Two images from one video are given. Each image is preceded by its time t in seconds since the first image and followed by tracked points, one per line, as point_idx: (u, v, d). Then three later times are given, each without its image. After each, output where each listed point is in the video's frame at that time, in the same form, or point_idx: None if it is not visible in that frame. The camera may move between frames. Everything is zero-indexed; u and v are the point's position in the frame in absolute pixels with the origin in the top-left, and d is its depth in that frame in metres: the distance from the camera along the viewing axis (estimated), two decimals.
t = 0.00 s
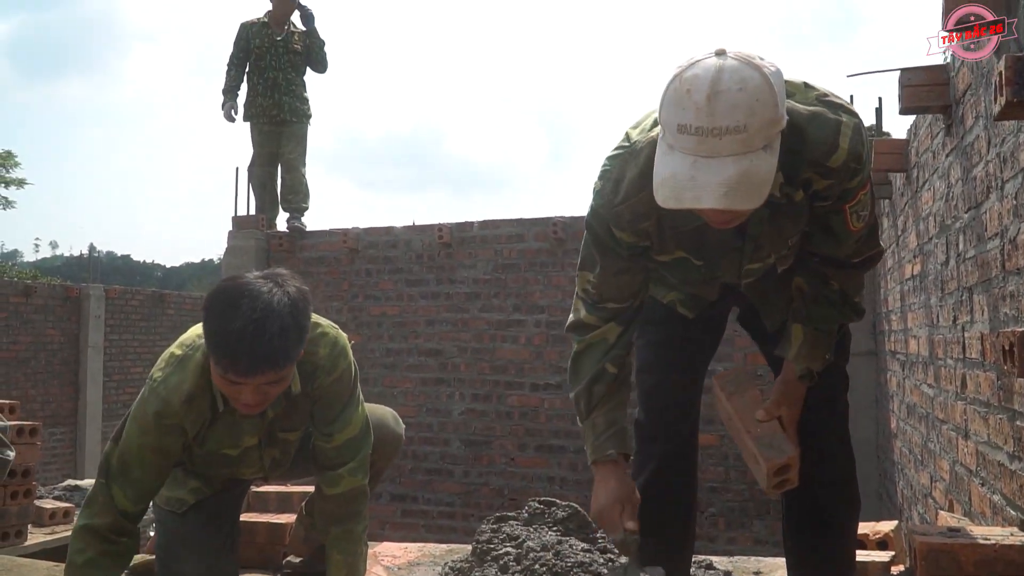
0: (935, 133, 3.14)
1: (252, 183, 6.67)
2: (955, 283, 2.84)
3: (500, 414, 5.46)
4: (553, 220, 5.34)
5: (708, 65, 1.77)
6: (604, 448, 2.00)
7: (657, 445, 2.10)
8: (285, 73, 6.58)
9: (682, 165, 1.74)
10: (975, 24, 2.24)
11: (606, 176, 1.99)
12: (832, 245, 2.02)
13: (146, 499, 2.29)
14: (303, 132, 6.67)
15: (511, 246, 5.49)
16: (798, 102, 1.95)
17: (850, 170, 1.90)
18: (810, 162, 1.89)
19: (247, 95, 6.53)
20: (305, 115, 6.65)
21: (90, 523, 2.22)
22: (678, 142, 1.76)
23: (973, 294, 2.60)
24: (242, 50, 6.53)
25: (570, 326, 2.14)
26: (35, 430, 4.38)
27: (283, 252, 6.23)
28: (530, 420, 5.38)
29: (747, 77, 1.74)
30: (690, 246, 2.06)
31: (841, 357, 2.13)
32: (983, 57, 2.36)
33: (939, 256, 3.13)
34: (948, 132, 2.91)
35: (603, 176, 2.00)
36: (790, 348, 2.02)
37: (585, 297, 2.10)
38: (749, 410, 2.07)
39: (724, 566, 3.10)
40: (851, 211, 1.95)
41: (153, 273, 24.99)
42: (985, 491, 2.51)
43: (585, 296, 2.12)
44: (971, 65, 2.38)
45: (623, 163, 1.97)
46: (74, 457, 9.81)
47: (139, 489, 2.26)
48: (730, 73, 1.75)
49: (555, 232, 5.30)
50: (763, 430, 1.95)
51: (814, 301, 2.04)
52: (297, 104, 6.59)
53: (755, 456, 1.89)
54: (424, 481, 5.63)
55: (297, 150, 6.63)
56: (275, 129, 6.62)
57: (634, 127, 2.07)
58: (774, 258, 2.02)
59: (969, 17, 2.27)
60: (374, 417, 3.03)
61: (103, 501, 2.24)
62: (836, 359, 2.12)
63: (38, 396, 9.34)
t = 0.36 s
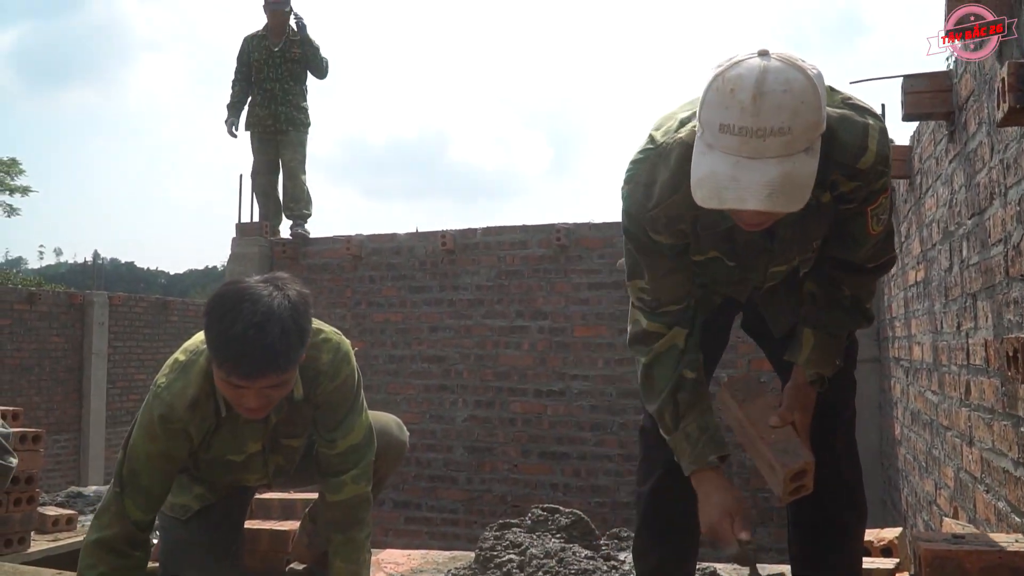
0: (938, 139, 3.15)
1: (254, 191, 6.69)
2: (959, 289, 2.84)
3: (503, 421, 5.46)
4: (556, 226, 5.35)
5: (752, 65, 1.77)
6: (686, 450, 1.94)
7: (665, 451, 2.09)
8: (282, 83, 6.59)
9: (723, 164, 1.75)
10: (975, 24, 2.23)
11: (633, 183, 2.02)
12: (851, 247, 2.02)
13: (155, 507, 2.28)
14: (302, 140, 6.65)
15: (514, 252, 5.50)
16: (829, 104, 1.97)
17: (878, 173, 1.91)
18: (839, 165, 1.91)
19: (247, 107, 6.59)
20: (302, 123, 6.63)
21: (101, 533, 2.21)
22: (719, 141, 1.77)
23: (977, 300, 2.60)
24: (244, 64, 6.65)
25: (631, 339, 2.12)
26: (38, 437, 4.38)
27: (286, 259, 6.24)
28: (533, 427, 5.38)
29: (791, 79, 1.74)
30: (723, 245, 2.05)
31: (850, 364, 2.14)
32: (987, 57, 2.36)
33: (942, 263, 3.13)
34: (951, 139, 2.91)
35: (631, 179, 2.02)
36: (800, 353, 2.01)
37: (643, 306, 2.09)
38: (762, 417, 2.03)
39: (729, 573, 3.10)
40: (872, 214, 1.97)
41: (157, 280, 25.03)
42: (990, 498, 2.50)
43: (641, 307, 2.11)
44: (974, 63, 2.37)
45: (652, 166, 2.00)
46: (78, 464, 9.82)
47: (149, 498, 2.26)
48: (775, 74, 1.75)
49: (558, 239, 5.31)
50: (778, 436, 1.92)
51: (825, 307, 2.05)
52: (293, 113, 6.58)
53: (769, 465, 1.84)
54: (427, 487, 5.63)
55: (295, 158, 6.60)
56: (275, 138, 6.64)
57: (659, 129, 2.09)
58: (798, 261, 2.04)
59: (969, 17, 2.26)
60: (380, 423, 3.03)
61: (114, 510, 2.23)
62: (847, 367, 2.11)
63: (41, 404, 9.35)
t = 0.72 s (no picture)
0: (941, 145, 3.14)
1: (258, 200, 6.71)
2: (963, 295, 2.83)
3: (507, 428, 5.45)
4: (559, 234, 5.36)
5: (821, 37, 1.67)
6: (677, 409, 1.79)
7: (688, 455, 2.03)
8: (279, 93, 6.59)
9: (784, 136, 1.64)
10: (975, 24, 2.22)
11: (671, 137, 1.89)
12: (881, 253, 2.01)
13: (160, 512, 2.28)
14: (302, 149, 6.65)
15: (517, 259, 5.50)
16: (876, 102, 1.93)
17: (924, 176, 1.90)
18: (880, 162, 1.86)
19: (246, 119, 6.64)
20: (300, 132, 6.62)
21: (106, 539, 2.20)
22: (781, 113, 1.65)
23: (982, 306, 2.59)
24: (244, 78, 6.71)
25: (617, 288, 1.91)
26: (42, 445, 4.38)
27: (290, 267, 6.26)
28: (537, 434, 5.37)
29: (861, 55, 1.65)
30: (751, 228, 1.95)
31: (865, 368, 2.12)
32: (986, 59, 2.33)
33: (946, 268, 3.12)
34: (955, 145, 2.91)
35: (670, 135, 1.89)
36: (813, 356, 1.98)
37: (639, 258, 1.90)
38: (773, 419, 1.99)
39: None
40: (911, 219, 1.97)
41: (161, 289, 25.08)
42: (996, 504, 2.49)
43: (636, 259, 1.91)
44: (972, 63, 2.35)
45: (694, 127, 1.88)
46: (83, 473, 9.84)
47: (154, 503, 2.26)
48: (844, 48, 1.65)
49: (561, 246, 5.32)
50: (787, 438, 1.88)
51: (844, 312, 2.02)
52: (290, 122, 6.58)
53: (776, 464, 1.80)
54: (431, 495, 5.62)
55: (294, 166, 6.59)
56: (275, 147, 6.65)
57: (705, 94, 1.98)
58: (826, 259, 2.00)
59: (969, 18, 2.24)
60: (383, 431, 3.03)
61: (120, 515, 2.22)
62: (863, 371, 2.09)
63: (46, 412, 9.37)
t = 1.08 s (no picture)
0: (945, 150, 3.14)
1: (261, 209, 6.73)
2: (967, 300, 2.83)
3: (511, 435, 5.45)
4: (562, 240, 5.36)
5: (855, 37, 1.67)
6: (633, 421, 1.86)
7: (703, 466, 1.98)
8: (282, 101, 6.61)
9: (808, 134, 1.65)
10: (975, 23, 2.24)
11: (699, 135, 1.88)
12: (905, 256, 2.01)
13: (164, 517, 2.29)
14: (303, 156, 6.66)
15: (521, 266, 5.51)
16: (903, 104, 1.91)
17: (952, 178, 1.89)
18: (902, 166, 1.85)
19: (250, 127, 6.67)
20: (302, 139, 6.64)
21: (110, 543, 2.21)
22: (807, 112, 1.66)
23: (985, 311, 2.59)
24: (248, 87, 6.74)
25: (625, 283, 2.01)
26: (45, 454, 4.38)
27: (294, 275, 6.27)
28: (541, 441, 5.37)
29: (892, 58, 1.65)
30: (774, 228, 1.92)
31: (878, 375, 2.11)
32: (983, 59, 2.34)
33: (950, 274, 3.12)
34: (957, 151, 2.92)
35: (697, 133, 1.88)
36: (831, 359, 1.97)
37: (652, 260, 1.99)
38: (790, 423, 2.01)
39: None
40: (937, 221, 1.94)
41: (165, 297, 25.13)
42: (1001, 510, 2.48)
43: (648, 259, 2.01)
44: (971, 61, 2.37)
45: (724, 127, 1.88)
46: (87, 481, 9.85)
47: (156, 508, 2.27)
48: (877, 49, 1.65)
49: (564, 252, 5.32)
50: (807, 442, 1.90)
51: (863, 318, 2.02)
52: (292, 129, 6.60)
53: (795, 466, 1.83)
54: (435, 503, 5.61)
55: (295, 174, 6.60)
56: (278, 155, 6.67)
57: (731, 93, 1.98)
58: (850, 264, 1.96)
59: (970, 18, 2.26)
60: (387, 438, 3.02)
61: (123, 521, 2.23)
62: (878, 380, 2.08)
63: (49, 421, 9.39)
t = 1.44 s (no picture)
0: (946, 157, 3.14)
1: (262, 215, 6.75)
2: (967, 307, 2.83)
3: (512, 442, 5.44)
4: (563, 246, 5.37)
5: (833, 61, 1.68)
6: (644, 428, 1.80)
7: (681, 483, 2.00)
8: (285, 104, 6.62)
9: (795, 161, 1.65)
10: (976, 24, 2.19)
11: (674, 149, 1.88)
12: (879, 269, 2.05)
13: (156, 498, 2.34)
14: (306, 161, 6.66)
15: (521, 273, 5.51)
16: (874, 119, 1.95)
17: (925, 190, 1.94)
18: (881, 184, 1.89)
19: (253, 129, 6.70)
20: (306, 143, 6.64)
21: (104, 509, 2.28)
22: (792, 138, 1.66)
23: (985, 318, 2.59)
24: (260, 91, 6.78)
25: (602, 296, 1.92)
26: (44, 461, 4.37)
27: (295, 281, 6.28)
28: (542, 448, 5.36)
29: (872, 81, 1.67)
30: (752, 243, 1.94)
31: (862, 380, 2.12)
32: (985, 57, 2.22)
33: (950, 280, 3.12)
34: (957, 157, 2.92)
35: (672, 147, 1.89)
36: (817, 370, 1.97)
37: (627, 267, 1.90)
38: (779, 434, 1.98)
39: None
40: (910, 232, 1.99)
41: (166, 303, 25.15)
42: (1002, 517, 2.48)
43: (624, 269, 1.92)
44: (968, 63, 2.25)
45: (698, 141, 1.88)
46: (86, 488, 9.84)
47: (150, 489, 2.30)
48: (856, 74, 1.67)
49: (565, 259, 5.32)
50: (798, 454, 1.87)
51: (843, 324, 2.04)
52: (294, 133, 6.60)
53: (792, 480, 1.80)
54: (436, 510, 5.61)
55: (298, 179, 6.63)
56: (281, 159, 6.70)
57: (706, 106, 1.97)
58: (824, 275, 1.99)
59: (969, 17, 2.18)
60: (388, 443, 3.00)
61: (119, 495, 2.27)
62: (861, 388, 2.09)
63: (49, 427, 9.38)
